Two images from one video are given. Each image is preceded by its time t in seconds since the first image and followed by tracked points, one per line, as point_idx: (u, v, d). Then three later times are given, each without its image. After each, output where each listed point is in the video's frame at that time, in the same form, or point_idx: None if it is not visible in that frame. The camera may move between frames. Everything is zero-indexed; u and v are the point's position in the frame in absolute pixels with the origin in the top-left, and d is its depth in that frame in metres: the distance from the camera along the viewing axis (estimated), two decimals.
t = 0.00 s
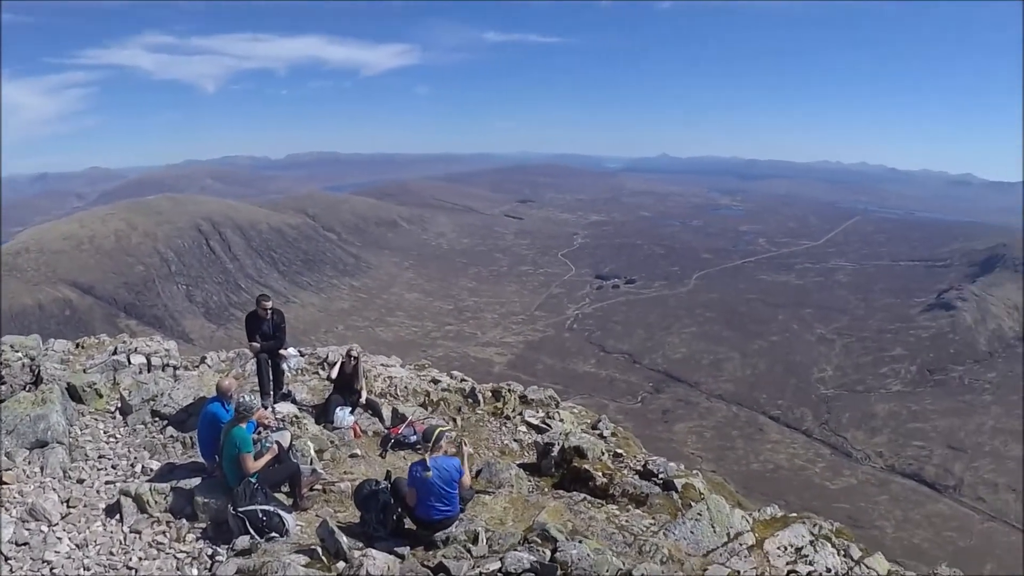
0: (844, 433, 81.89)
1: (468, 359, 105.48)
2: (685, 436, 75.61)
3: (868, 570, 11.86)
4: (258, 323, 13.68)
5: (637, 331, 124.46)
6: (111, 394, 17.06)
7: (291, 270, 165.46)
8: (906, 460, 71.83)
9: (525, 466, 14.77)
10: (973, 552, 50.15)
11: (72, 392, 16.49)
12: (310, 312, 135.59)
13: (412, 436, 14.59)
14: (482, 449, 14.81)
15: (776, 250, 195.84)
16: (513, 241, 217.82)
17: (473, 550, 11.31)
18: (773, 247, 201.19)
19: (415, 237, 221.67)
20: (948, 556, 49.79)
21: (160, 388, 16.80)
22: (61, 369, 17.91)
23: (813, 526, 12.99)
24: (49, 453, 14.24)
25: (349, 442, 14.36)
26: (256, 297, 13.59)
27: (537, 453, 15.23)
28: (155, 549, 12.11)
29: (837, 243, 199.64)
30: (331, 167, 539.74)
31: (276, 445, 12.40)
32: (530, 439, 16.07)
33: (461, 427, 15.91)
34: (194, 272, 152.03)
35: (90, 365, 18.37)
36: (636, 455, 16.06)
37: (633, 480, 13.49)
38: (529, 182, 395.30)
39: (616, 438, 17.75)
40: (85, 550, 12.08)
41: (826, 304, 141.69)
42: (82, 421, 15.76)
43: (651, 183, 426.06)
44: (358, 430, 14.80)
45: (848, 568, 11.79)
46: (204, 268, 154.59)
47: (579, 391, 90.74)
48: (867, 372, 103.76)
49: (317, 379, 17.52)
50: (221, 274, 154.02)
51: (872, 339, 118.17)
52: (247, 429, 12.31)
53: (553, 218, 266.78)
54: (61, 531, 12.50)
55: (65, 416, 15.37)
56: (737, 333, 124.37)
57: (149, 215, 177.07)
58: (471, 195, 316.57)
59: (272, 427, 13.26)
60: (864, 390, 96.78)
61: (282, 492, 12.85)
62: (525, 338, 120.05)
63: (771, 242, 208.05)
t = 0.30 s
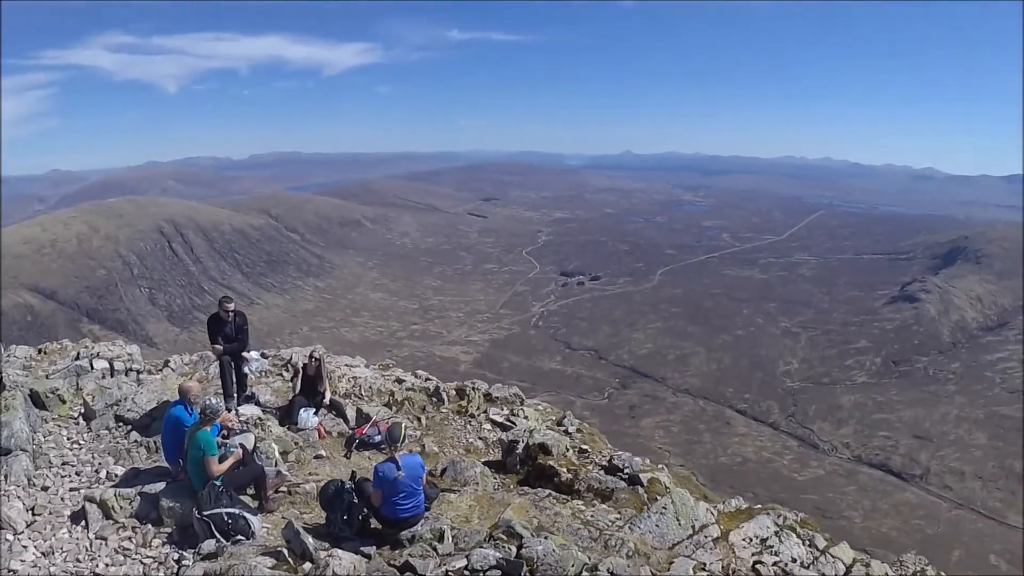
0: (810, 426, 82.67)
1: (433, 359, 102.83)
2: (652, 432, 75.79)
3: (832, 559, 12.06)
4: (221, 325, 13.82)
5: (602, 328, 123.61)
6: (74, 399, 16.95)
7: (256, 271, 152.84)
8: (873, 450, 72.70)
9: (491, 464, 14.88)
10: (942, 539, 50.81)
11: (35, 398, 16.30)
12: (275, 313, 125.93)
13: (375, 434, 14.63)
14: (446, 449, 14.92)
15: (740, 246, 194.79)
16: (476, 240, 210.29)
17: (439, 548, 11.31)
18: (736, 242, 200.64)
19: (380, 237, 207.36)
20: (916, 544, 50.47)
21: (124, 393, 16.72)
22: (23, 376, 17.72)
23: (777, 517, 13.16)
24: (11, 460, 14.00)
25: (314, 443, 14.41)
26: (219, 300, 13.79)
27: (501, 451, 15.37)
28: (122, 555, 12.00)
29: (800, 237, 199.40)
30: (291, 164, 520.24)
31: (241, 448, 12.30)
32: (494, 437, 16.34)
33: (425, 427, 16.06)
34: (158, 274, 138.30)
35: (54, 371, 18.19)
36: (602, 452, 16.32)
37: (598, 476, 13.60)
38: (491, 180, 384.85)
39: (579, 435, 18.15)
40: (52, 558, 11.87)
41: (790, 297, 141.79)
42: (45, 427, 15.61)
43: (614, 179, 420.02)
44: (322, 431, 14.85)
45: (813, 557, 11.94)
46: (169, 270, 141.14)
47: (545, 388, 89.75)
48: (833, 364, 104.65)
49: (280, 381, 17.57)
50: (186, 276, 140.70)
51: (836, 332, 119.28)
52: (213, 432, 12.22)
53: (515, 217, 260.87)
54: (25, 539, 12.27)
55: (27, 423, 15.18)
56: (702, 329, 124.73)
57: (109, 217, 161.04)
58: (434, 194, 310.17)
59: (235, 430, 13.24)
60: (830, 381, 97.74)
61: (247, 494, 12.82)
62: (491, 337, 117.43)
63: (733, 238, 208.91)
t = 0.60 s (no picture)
0: (796, 424, 82.66)
1: (419, 361, 102.47)
2: (640, 431, 75.87)
3: (814, 556, 12.21)
4: (204, 327, 13.86)
5: (588, 328, 123.70)
6: (58, 403, 16.85)
7: (241, 273, 151.91)
8: (859, 447, 73.14)
9: (474, 464, 14.95)
10: (929, 536, 51.12)
11: (19, 402, 16.18)
12: (261, 315, 125.21)
13: (358, 436, 14.59)
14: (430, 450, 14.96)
15: (726, 245, 194.97)
16: (461, 241, 210.13)
17: (421, 548, 11.38)
18: (722, 242, 201.06)
19: (365, 238, 207.07)
20: (903, 540, 50.75)
21: (107, 396, 16.64)
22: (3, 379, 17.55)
23: (759, 514, 13.25)
24: None
25: (297, 445, 14.42)
26: (201, 302, 13.80)
27: (484, 451, 15.41)
28: (106, 558, 11.96)
29: (786, 236, 199.91)
30: (277, 164, 515.98)
31: (224, 449, 12.30)
32: (477, 438, 16.44)
33: (408, 428, 16.08)
34: (143, 276, 136.92)
35: (36, 374, 18.06)
36: (586, 451, 16.39)
37: (582, 476, 13.67)
38: (475, 181, 383.99)
39: (564, 435, 18.23)
40: (36, 562, 11.82)
41: (776, 295, 142.17)
42: (28, 431, 15.51)
43: (599, 180, 419.91)
44: (306, 432, 14.85)
45: (795, 555, 12.11)
46: (153, 272, 139.81)
47: (531, 388, 89.66)
48: (819, 362, 105.16)
49: (264, 383, 17.57)
50: (171, 278, 139.64)
51: (823, 330, 119.84)
52: (195, 434, 12.22)
53: (500, 217, 260.81)
54: (10, 542, 12.20)
55: (12, 427, 15.06)
56: (688, 328, 124.85)
57: (90, 219, 156.37)
58: (419, 194, 309.12)
59: (218, 431, 13.21)
60: (816, 379, 98.26)
61: (231, 496, 12.80)
62: (478, 338, 117.20)
63: (719, 237, 209.39)
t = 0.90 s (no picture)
0: (781, 421, 83.03)
1: (404, 360, 102.07)
2: (625, 429, 75.97)
3: (794, 552, 12.46)
4: (187, 325, 13.92)
5: (573, 326, 123.85)
6: (41, 402, 16.78)
7: (226, 271, 151.02)
8: (844, 445, 73.59)
9: (456, 461, 15.03)
10: (914, 532, 51.53)
11: (1, 402, 16.14)
12: (246, 313, 124.49)
13: (339, 434, 14.62)
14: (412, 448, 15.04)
15: (711, 244, 195.45)
16: (446, 240, 209.90)
17: (403, 545, 11.51)
18: (706, 240, 201.62)
19: (350, 237, 206.21)
20: (887, 537, 51.08)
21: (90, 395, 16.58)
22: None
23: (740, 511, 13.46)
24: None
25: (279, 442, 14.46)
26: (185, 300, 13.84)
27: (466, 449, 15.49)
28: (89, 557, 11.95)
29: (769, 236, 200.80)
30: (263, 162, 512.06)
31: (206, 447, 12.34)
32: (459, 435, 16.52)
33: (390, 425, 16.15)
34: (127, 275, 135.49)
35: (19, 374, 17.96)
36: (568, 448, 16.48)
37: (564, 472, 13.83)
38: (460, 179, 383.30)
39: (547, 432, 18.27)
40: (20, 560, 11.79)
41: (761, 294, 142.82)
42: (11, 431, 15.46)
43: (584, 179, 420.13)
44: (289, 431, 14.88)
45: (775, 550, 12.37)
46: (137, 271, 138.54)
47: (516, 387, 89.52)
48: (803, 360, 105.71)
49: (248, 381, 17.58)
50: (156, 277, 138.47)
51: (807, 328, 120.48)
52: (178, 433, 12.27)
53: (485, 216, 260.61)
54: None
55: None
56: (673, 326, 125.06)
57: (74, 218, 154.70)
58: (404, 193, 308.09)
59: (201, 430, 13.22)
60: (801, 377, 98.80)
61: (213, 494, 12.83)
62: (463, 336, 116.98)
63: (704, 235, 209.99)
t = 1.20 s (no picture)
0: (761, 418, 83.45)
1: (385, 359, 101.63)
2: (606, 428, 76.05)
3: (772, 547, 12.55)
4: (165, 325, 14.02)
5: (553, 324, 124.03)
6: (20, 403, 16.71)
7: (205, 271, 149.83)
8: (824, 441, 74.11)
9: (435, 460, 15.10)
10: (895, 528, 51.98)
11: None
12: (225, 314, 123.63)
13: (319, 432, 14.70)
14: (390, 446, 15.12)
15: (691, 242, 196.07)
16: (426, 239, 209.76)
17: (381, 544, 11.54)
18: (686, 239, 202.36)
19: (330, 237, 205.41)
20: (868, 532, 51.40)
21: (68, 395, 16.52)
22: None
23: (718, 507, 13.58)
24: None
25: (258, 442, 14.47)
26: (163, 301, 13.93)
27: (445, 447, 15.56)
28: (68, 558, 11.92)
29: (749, 234, 201.83)
30: (245, 161, 507.60)
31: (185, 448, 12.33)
32: (438, 434, 16.60)
33: (369, 425, 16.21)
34: (106, 276, 133.68)
35: None
36: (548, 446, 16.58)
37: (542, 470, 13.92)
38: (441, 178, 382.15)
39: (526, 430, 18.37)
40: None
41: (740, 292, 143.57)
42: None
43: (564, 178, 420.37)
44: (268, 430, 14.92)
45: (753, 546, 12.47)
46: (117, 272, 136.87)
47: (496, 386, 89.37)
48: (783, 358, 106.32)
49: (227, 381, 17.58)
50: (135, 277, 136.95)
51: (787, 325, 121.25)
52: (156, 432, 12.28)
53: (465, 215, 260.49)
54: None
55: None
56: (653, 324, 125.38)
57: (52, 217, 152.09)
58: (383, 192, 307.15)
59: (179, 430, 13.24)
60: (781, 374, 99.37)
61: (193, 494, 12.82)
62: (443, 336, 116.79)
63: (683, 233, 210.83)
